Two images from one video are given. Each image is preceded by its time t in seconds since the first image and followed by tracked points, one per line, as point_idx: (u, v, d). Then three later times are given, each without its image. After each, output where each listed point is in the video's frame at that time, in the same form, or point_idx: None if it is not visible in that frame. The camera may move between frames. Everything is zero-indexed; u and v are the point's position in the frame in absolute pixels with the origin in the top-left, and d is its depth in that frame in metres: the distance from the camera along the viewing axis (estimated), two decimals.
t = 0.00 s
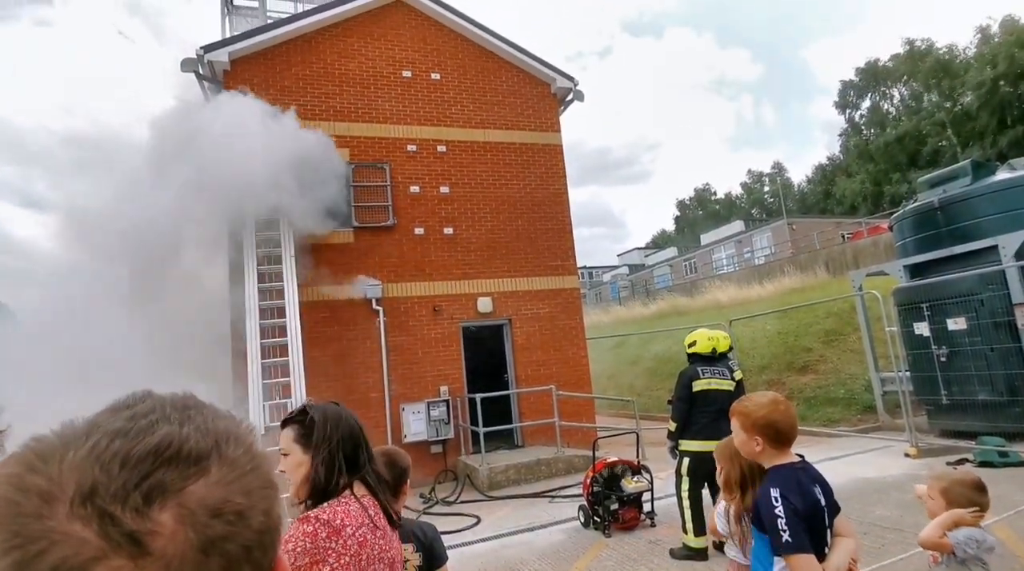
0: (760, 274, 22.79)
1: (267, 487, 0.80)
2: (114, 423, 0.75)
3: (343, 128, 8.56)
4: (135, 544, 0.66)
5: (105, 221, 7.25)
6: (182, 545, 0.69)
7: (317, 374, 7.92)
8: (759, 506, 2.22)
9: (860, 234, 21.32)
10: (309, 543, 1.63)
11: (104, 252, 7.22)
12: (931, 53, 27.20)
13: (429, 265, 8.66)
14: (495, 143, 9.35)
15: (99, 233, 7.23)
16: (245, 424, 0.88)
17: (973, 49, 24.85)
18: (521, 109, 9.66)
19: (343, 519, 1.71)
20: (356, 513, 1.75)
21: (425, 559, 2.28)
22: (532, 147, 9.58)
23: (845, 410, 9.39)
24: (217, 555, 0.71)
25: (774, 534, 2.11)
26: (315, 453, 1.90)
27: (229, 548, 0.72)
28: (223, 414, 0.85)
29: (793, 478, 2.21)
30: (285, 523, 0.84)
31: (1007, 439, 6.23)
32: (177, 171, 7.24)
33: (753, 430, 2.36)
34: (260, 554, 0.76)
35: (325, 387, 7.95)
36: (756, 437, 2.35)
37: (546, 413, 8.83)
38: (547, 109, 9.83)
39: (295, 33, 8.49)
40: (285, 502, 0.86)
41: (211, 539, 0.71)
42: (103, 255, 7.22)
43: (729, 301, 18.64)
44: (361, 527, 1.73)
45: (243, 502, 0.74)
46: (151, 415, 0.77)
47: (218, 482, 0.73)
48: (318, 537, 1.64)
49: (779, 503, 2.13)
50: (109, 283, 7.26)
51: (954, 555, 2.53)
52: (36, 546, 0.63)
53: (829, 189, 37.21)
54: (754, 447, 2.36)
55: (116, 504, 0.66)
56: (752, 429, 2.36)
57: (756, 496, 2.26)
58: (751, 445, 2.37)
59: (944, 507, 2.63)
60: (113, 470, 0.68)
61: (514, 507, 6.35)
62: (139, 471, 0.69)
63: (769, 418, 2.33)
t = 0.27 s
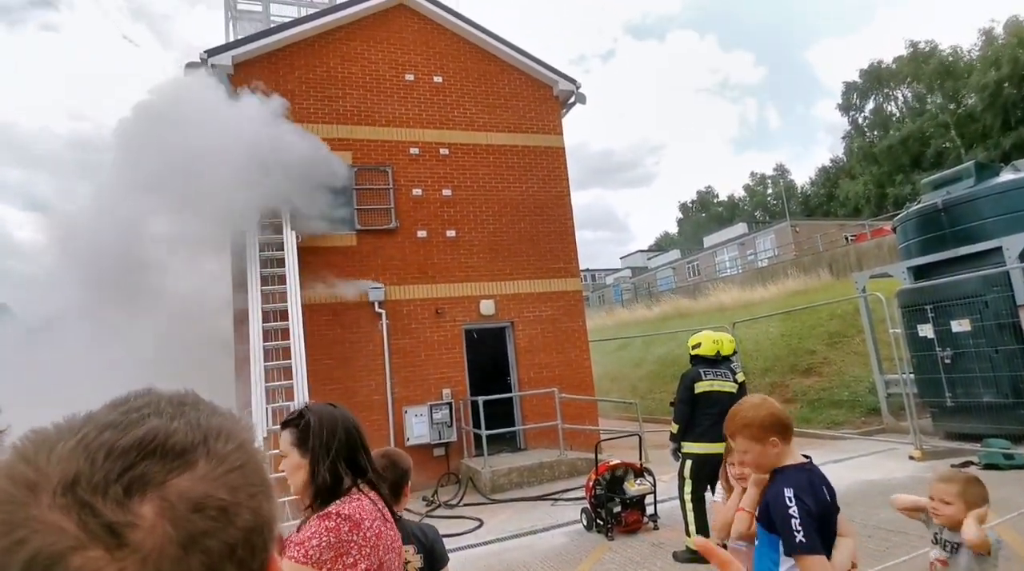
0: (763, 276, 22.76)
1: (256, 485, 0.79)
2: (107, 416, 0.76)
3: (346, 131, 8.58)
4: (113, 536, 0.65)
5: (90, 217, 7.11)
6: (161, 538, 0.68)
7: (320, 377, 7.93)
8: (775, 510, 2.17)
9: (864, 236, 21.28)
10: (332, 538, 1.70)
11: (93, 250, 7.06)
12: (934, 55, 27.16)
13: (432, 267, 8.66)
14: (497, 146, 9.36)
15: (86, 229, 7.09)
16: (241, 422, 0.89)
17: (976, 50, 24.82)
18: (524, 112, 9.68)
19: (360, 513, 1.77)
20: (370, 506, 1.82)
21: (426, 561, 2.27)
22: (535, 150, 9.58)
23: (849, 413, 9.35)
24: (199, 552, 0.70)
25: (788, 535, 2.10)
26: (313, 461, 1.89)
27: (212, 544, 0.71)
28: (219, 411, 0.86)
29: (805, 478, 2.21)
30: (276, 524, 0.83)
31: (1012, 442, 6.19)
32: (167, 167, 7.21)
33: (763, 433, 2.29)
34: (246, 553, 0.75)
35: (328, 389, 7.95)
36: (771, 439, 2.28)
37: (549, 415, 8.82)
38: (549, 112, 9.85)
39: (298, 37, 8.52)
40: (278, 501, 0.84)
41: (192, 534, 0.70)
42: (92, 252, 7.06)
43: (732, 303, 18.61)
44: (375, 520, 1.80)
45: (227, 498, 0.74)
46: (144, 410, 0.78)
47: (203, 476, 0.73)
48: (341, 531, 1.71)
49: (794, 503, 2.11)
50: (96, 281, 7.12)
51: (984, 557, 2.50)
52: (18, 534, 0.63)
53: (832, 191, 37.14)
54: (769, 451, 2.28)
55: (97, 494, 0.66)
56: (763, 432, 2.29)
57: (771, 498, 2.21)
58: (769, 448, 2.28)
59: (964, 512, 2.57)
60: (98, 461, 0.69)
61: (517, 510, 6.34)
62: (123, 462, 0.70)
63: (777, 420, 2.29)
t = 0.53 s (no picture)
0: (767, 279, 22.72)
1: (249, 483, 0.79)
2: (102, 413, 0.78)
3: (348, 137, 8.62)
4: (102, 530, 0.65)
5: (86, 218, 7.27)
6: (151, 534, 0.68)
7: (323, 382, 7.93)
8: (798, 510, 2.18)
9: (868, 239, 21.22)
10: (353, 536, 1.72)
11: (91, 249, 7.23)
12: (936, 57, 27.12)
13: (434, 272, 8.67)
14: (499, 151, 9.38)
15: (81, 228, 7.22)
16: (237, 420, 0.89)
17: (978, 52, 24.78)
18: (525, 117, 9.70)
19: (375, 512, 1.80)
20: (381, 506, 1.85)
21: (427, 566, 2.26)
22: (537, 154, 9.60)
23: (854, 416, 9.30)
24: (188, 547, 0.70)
25: (822, 533, 2.09)
26: (315, 468, 1.87)
27: (202, 540, 0.71)
28: (215, 409, 0.87)
29: (811, 474, 2.26)
30: (269, 521, 0.83)
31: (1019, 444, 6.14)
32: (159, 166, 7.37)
33: (762, 438, 2.31)
34: (237, 550, 0.75)
35: (331, 394, 7.95)
36: (770, 441, 2.32)
37: (552, 420, 8.80)
38: (551, 116, 9.87)
39: (301, 44, 8.57)
40: (272, 499, 0.85)
41: (182, 529, 0.70)
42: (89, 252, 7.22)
43: (736, 307, 18.57)
44: (388, 519, 1.84)
45: (219, 494, 0.74)
46: (139, 407, 0.79)
47: (194, 472, 0.73)
48: (360, 531, 1.73)
49: (819, 499, 2.13)
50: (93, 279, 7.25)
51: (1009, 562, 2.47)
52: (7, 527, 0.63)
53: (836, 194, 37.08)
54: (771, 455, 2.31)
55: (87, 488, 0.67)
56: (764, 439, 2.30)
57: (791, 500, 2.21)
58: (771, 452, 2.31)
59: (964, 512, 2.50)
60: (90, 454, 0.70)
61: (520, 514, 6.31)
62: (114, 456, 0.70)
63: (768, 424, 2.34)
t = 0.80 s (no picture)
0: (772, 282, 22.67)
1: (275, 487, 0.80)
2: (126, 418, 0.78)
3: (353, 144, 8.66)
4: (133, 539, 0.67)
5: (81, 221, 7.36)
6: (181, 542, 0.69)
7: (329, 388, 7.95)
8: (800, 523, 2.17)
9: (873, 240, 21.13)
10: (367, 540, 1.72)
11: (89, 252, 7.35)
12: (940, 59, 27.07)
13: (440, 277, 8.69)
14: (503, 156, 9.41)
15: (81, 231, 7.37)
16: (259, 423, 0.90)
17: (982, 53, 24.72)
18: (529, 122, 9.73)
19: (388, 517, 1.81)
20: (393, 510, 1.87)
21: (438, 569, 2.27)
22: (541, 159, 9.62)
23: (862, 419, 9.25)
24: (218, 555, 0.71)
25: (823, 549, 2.08)
26: (326, 470, 1.88)
27: (232, 547, 0.72)
28: (235, 414, 0.87)
29: (813, 486, 2.24)
30: (295, 525, 0.85)
31: None
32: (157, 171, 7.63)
33: (759, 452, 2.31)
34: (266, 555, 0.77)
35: (337, 400, 7.97)
36: (767, 456, 2.31)
37: (558, 424, 8.79)
38: (554, 121, 9.89)
39: (305, 52, 8.62)
40: (296, 502, 0.85)
41: (212, 537, 0.71)
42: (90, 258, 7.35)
43: (742, 310, 18.52)
44: (400, 523, 1.85)
45: (247, 501, 0.75)
46: (163, 411, 0.79)
47: (222, 479, 0.74)
48: (375, 534, 1.74)
49: (819, 513, 2.12)
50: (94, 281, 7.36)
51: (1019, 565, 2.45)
52: (40, 537, 0.65)
53: (841, 196, 36.97)
54: (768, 469, 2.30)
55: (116, 497, 0.68)
56: (761, 454, 2.30)
57: (793, 514, 2.20)
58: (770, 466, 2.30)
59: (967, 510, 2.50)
60: (117, 463, 0.70)
61: (527, 519, 6.30)
62: (142, 463, 0.70)
63: (764, 437, 2.34)
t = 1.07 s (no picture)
0: (780, 286, 22.57)
1: (314, 512, 0.79)
2: (156, 441, 0.74)
3: (361, 152, 8.69)
4: None
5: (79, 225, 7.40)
6: None
7: (338, 395, 7.95)
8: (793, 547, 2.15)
9: (882, 244, 21.01)
10: (387, 554, 1.67)
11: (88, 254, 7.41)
12: (946, 62, 26.99)
13: (447, 284, 8.68)
14: (510, 162, 9.42)
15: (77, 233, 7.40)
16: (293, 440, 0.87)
17: (989, 55, 24.63)
18: (536, 129, 9.74)
19: (408, 532, 1.77)
20: (414, 526, 1.82)
21: None
22: (548, 165, 9.63)
23: (874, 425, 9.15)
24: None
25: None
26: (346, 480, 1.88)
27: None
28: (268, 430, 0.84)
29: (821, 511, 2.17)
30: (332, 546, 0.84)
31: None
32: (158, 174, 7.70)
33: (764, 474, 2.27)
34: None
35: (345, 407, 7.96)
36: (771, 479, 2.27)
37: (567, 431, 8.74)
38: (561, 127, 9.90)
39: (313, 60, 8.67)
40: (333, 521, 0.85)
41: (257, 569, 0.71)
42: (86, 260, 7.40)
43: (750, 315, 18.42)
44: (422, 539, 1.79)
45: (289, 531, 0.74)
46: (196, 433, 0.75)
47: (263, 509, 0.72)
48: (394, 548, 1.69)
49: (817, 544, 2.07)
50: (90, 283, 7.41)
51: None
52: None
53: (848, 200, 36.79)
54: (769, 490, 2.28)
55: (157, 533, 0.66)
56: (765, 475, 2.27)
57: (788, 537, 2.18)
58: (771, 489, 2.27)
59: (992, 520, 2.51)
60: (155, 496, 0.67)
61: (537, 527, 6.26)
62: (179, 496, 0.68)
63: (773, 455, 2.29)
